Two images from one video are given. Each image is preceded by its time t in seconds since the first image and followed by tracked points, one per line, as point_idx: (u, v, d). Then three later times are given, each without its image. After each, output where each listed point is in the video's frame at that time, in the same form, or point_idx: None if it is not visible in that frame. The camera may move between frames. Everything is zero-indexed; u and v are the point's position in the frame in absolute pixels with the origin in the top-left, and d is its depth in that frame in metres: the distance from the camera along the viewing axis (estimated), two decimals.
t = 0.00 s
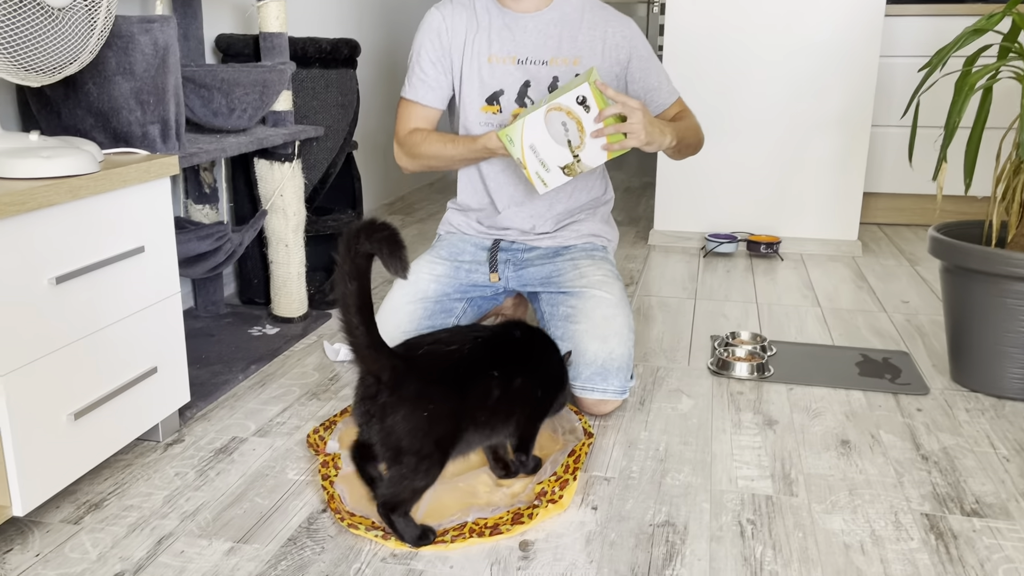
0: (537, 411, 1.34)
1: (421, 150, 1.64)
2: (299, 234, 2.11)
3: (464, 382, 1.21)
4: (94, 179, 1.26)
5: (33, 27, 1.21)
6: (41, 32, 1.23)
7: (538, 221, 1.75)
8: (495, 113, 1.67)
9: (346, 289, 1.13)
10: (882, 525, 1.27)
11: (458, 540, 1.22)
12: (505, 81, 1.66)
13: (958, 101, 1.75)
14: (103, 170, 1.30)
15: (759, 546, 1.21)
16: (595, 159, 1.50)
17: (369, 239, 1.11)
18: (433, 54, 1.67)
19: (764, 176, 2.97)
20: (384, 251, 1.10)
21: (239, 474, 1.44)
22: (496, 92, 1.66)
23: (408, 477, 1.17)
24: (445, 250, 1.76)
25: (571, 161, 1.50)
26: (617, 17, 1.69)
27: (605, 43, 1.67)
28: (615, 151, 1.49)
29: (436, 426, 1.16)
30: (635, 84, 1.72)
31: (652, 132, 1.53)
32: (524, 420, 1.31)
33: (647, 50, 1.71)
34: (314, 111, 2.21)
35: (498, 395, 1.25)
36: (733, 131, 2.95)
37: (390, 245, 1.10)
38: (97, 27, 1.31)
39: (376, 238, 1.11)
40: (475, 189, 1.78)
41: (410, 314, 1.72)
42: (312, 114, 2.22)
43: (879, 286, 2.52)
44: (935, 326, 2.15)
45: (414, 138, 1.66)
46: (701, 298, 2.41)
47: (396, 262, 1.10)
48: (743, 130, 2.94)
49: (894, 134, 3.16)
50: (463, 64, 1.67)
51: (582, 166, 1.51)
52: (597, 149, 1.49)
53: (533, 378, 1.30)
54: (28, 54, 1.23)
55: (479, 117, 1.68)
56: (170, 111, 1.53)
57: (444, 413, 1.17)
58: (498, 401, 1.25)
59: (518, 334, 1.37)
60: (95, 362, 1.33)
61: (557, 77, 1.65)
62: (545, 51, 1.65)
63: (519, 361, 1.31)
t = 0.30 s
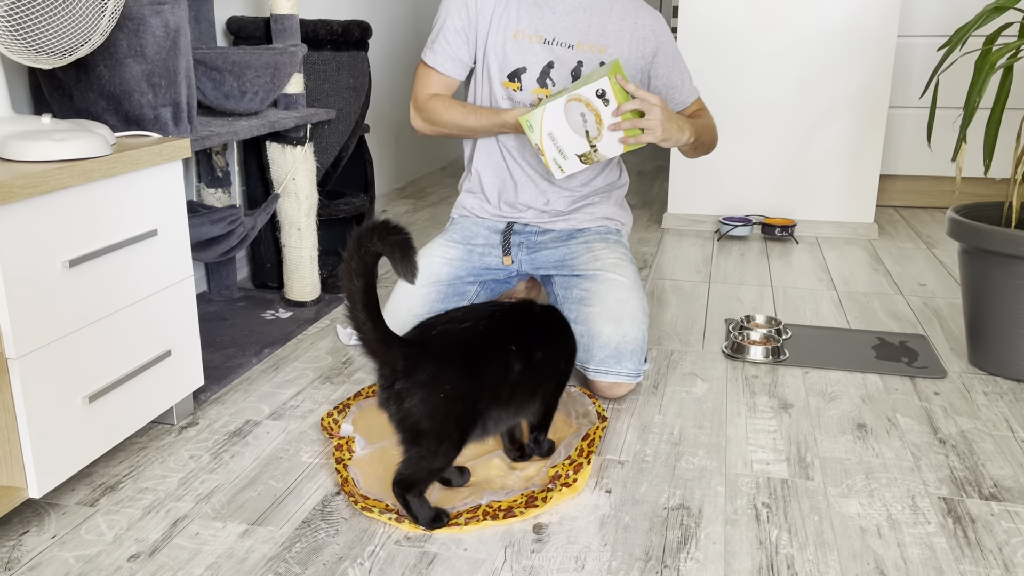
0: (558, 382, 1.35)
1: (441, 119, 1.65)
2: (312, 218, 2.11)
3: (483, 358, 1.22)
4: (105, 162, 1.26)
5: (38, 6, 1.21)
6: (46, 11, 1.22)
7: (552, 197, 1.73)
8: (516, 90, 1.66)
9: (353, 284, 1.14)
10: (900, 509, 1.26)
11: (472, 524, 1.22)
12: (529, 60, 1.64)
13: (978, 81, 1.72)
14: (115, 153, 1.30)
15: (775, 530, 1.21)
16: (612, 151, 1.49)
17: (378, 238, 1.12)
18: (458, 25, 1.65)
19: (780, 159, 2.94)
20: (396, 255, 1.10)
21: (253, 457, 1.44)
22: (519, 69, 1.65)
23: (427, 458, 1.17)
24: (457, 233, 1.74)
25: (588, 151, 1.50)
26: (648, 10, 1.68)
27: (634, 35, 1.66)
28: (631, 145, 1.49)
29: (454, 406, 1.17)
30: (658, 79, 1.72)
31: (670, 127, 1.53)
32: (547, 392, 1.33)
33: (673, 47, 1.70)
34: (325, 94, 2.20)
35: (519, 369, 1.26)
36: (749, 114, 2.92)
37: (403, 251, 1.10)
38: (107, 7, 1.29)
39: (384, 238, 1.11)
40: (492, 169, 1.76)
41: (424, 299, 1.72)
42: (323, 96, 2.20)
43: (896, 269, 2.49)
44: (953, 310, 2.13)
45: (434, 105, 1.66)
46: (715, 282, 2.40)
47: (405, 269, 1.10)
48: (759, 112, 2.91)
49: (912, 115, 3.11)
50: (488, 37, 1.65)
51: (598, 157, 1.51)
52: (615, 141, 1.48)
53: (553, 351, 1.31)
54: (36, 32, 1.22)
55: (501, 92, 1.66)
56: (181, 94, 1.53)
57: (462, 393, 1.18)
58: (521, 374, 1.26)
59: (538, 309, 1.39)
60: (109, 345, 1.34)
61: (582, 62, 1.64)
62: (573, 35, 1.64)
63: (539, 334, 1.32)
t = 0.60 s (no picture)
0: (566, 365, 1.35)
1: (445, 88, 1.66)
2: (317, 207, 2.11)
3: (491, 342, 1.22)
4: (110, 150, 1.26)
5: None
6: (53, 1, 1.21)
7: (562, 185, 1.72)
8: (534, 73, 1.65)
9: (353, 278, 1.13)
10: (907, 499, 1.25)
11: (478, 512, 1.21)
12: (550, 43, 1.63)
13: (987, 68, 1.70)
14: (120, 142, 1.30)
15: (782, 519, 1.20)
16: (620, 140, 1.48)
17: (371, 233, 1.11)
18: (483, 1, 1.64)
19: (790, 148, 2.92)
20: (393, 253, 1.09)
21: (259, 446, 1.44)
22: (539, 52, 1.64)
23: (436, 440, 1.18)
24: (466, 221, 1.73)
25: (595, 138, 1.49)
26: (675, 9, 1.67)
27: (659, 33, 1.66)
28: (640, 134, 1.48)
29: (462, 387, 1.17)
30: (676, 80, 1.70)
31: (681, 123, 1.52)
32: (555, 375, 1.33)
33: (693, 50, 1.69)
34: (331, 83, 2.19)
35: (527, 352, 1.26)
36: (758, 101, 2.90)
37: (394, 244, 1.10)
38: None
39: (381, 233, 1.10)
40: (502, 154, 1.75)
41: (433, 286, 1.72)
42: (328, 85, 2.19)
43: (903, 258, 2.48)
44: (961, 299, 2.11)
45: (440, 73, 1.66)
46: (722, 272, 2.38)
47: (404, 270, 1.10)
48: (769, 100, 2.89)
49: (922, 104, 3.09)
50: (510, 17, 1.64)
51: (605, 146, 1.50)
52: (625, 128, 1.47)
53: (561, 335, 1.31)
54: (41, 22, 1.22)
55: (518, 74, 1.66)
56: (186, 83, 1.53)
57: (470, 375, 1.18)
58: (529, 357, 1.26)
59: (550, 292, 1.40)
60: (114, 334, 1.34)
61: (602, 52, 1.64)
62: (597, 24, 1.63)
63: (548, 319, 1.32)
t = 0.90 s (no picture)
0: (566, 355, 1.35)
1: (437, 80, 1.64)
2: (317, 199, 2.10)
3: (492, 329, 1.22)
4: (108, 141, 1.25)
5: None
6: None
7: (560, 174, 1.72)
8: (532, 64, 1.63)
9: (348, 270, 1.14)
10: (908, 492, 1.25)
11: (477, 506, 1.21)
12: (549, 35, 1.62)
13: (990, 61, 1.69)
14: (117, 132, 1.29)
15: (783, 512, 1.20)
16: (610, 135, 1.48)
17: (364, 225, 1.11)
18: None
19: (791, 141, 2.91)
20: (384, 245, 1.11)
21: (258, 438, 1.44)
22: (537, 43, 1.62)
23: (438, 425, 1.17)
24: (465, 214, 1.72)
25: (584, 134, 1.49)
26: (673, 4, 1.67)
27: (657, 29, 1.65)
28: (630, 128, 1.47)
29: (465, 370, 1.17)
30: (673, 76, 1.70)
31: (672, 116, 1.51)
32: (555, 364, 1.33)
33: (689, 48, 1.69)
34: (329, 75, 2.16)
35: (527, 339, 1.26)
36: (757, 96, 2.89)
37: (386, 235, 1.11)
38: None
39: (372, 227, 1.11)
40: (502, 145, 1.74)
41: (433, 282, 1.71)
42: (327, 78, 2.17)
43: (905, 252, 2.47)
44: (963, 293, 2.11)
45: (434, 64, 1.64)
46: (723, 265, 2.38)
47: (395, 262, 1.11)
48: (770, 95, 2.88)
49: (923, 98, 3.08)
50: (509, 7, 1.62)
51: (594, 142, 1.50)
52: (613, 123, 1.47)
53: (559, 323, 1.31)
54: (38, 12, 1.21)
55: (516, 65, 1.64)
56: (185, 74, 1.52)
57: (471, 359, 1.18)
58: (529, 344, 1.26)
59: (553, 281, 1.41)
60: (114, 325, 1.34)
61: (601, 44, 1.63)
62: (596, 16, 1.62)
63: (546, 306, 1.32)
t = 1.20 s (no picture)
0: (557, 345, 1.36)
1: (428, 84, 1.65)
2: (311, 194, 2.09)
3: (485, 319, 1.23)
4: (100, 134, 1.24)
5: None
6: None
7: (555, 172, 1.71)
8: (520, 63, 1.63)
9: (335, 264, 1.15)
10: (902, 489, 1.25)
11: (471, 501, 1.21)
12: (536, 33, 1.62)
13: (986, 58, 1.69)
14: (110, 125, 1.28)
15: (776, 509, 1.20)
16: (604, 128, 1.48)
17: (346, 225, 1.11)
18: None
19: (785, 139, 2.91)
20: (365, 245, 1.10)
21: (251, 434, 1.43)
22: (525, 42, 1.62)
23: (435, 415, 1.17)
24: (460, 210, 1.72)
25: (579, 124, 1.48)
26: None
27: (645, 20, 1.64)
28: (625, 123, 1.47)
29: (460, 360, 1.18)
30: (660, 67, 1.70)
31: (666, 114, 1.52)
32: (545, 355, 1.34)
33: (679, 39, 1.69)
34: (324, 70, 2.16)
35: (518, 329, 1.27)
36: (751, 94, 2.89)
37: (366, 236, 1.10)
38: None
39: (356, 227, 1.11)
40: (496, 141, 1.74)
41: (428, 277, 1.70)
42: (322, 72, 2.16)
43: (900, 250, 2.47)
44: (957, 290, 2.11)
45: (423, 70, 1.65)
46: (718, 262, 2.38)
47: (378, 260, 1.11)
48: (762, 92, 2.88)
49: (919, 96, 3.08)
50: (494, 8, 1.62)
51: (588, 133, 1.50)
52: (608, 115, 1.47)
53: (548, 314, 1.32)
54: (30, 4, 1.20)
55: (506, 66, 1.64)
56: (178, 68, 1.51)
57: (466, 347, 1.19)
58: (518, 335, 1.27)
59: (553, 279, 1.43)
60: (106, 319, 1.33)
61: (589, 39, 1.62)
62: (582, 10, 1.61)
63: (538, 297, 1.33)
